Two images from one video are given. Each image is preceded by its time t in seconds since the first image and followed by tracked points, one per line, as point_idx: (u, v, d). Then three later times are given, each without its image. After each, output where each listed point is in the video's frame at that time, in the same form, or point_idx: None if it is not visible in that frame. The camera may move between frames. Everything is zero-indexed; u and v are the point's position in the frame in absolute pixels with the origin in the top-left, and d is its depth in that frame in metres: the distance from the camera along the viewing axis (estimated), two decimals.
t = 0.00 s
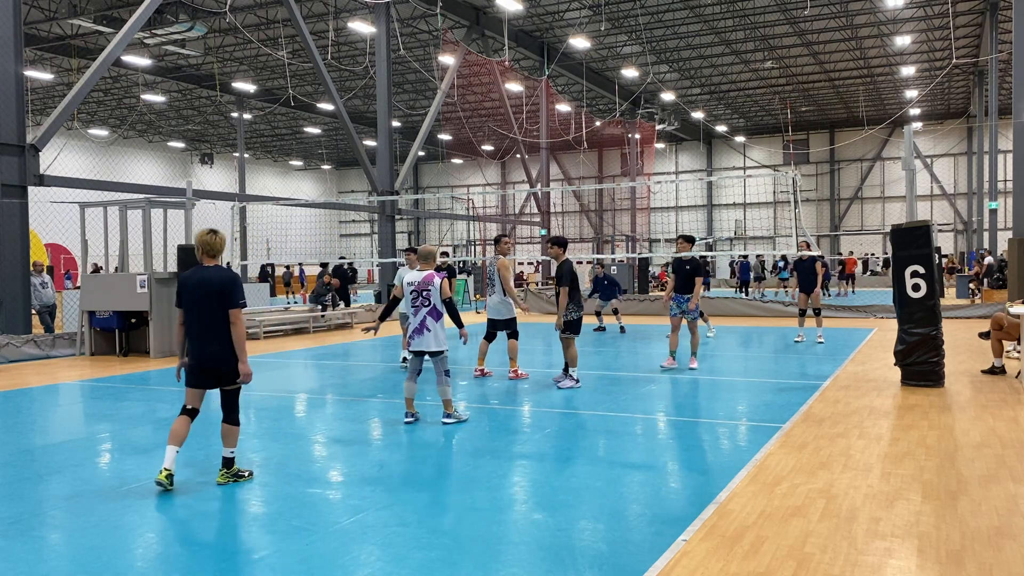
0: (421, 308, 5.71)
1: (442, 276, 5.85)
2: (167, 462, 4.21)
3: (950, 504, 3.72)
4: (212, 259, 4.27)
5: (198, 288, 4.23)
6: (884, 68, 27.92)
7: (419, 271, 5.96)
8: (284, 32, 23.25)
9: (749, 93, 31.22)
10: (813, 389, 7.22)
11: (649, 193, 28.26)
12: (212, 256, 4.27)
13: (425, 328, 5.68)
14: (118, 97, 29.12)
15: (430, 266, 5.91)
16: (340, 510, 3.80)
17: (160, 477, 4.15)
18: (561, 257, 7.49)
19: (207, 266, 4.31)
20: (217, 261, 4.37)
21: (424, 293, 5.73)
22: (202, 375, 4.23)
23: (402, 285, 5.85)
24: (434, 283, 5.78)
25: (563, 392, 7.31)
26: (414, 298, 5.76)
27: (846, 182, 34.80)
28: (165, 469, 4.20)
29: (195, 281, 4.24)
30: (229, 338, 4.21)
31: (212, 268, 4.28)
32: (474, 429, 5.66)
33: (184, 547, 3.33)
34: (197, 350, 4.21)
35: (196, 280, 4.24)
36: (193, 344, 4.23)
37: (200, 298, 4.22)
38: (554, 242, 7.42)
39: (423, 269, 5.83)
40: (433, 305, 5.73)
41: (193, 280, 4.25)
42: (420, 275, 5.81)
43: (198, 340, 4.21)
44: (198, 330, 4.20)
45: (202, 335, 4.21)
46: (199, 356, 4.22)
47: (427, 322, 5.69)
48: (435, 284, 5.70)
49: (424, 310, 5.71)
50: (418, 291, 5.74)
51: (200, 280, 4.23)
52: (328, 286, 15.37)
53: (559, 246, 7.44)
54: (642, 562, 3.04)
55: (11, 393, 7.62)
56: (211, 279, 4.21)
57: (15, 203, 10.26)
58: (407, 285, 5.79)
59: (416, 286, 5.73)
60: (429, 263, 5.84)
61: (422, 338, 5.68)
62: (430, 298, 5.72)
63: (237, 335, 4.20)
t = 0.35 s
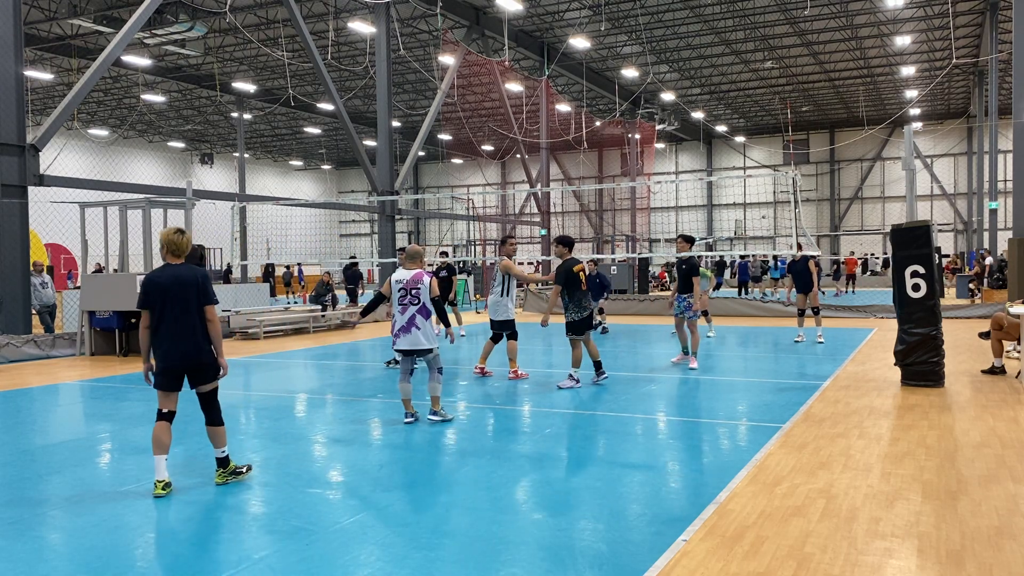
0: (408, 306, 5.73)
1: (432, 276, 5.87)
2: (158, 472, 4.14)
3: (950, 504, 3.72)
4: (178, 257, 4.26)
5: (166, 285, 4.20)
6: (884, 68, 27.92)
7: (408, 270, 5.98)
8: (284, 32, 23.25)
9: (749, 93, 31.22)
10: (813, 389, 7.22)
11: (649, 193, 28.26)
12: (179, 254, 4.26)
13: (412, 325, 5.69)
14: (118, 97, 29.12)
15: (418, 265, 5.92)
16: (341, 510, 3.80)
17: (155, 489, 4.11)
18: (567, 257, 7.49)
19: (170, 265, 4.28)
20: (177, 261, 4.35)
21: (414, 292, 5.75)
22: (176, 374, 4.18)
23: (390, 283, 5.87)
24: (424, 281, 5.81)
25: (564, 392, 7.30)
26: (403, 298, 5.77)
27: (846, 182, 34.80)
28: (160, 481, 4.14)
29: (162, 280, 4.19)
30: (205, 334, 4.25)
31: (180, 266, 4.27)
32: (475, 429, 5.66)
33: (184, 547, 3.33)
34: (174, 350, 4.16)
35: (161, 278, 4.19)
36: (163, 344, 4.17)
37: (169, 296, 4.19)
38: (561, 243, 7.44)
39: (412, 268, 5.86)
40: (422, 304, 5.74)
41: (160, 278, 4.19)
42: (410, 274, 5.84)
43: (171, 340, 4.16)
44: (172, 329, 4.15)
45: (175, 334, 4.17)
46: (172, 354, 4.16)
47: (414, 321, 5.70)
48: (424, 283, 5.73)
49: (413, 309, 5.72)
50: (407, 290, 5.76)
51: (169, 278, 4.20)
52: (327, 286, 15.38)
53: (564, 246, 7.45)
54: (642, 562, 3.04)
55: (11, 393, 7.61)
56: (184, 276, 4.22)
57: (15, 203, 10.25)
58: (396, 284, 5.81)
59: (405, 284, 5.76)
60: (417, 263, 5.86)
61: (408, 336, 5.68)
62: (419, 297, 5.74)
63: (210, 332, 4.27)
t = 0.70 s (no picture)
0: (405, 307, 5.73)
1: (428, 275, 5.87)
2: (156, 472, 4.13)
3: (950, 504, 3.72)
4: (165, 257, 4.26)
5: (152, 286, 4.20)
6: (884, 68, 27.93)
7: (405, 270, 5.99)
8: (284, 32, 23.26)
9: (749, 93, 31.23)
10: (813, 389, 7.22)
11: (649, 193, 28.26)
12: (166, 254, 4.28)
13: (410, 326, 5.68)
14: (118, 97, 29.13)
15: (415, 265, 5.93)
16: (341, 510, 3.80)
17: (155, 489, 4.11)
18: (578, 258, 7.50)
19: (157, 265, 4.29)
20: (165, 262, 4.37)
21: (409, 292, 5.75)
22: (167, 375, 4.18)
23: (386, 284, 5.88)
24: (419, 282, 5.81)
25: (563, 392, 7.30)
26: (399, 299, 5.78)
27: (846, 182, 34.81)
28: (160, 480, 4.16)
29: (148, 282, 4.19)
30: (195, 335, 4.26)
31: (167, 267, 4.27)
32: (476, 429, 5.66)
33: (183, 547, 3.32)
34: (165, 351, 4.16)
35: (147, 279, 4.19)
36: (152, 345, 4.16)
37: (156, 296, 4.18)
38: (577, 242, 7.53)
39: (408, 268, 5.86)
40: (418, 304, 5.74)
41: (146, 280, 4.19)
42: (405, 274, 5.84)
43: (160, 340, 4.15)
44: (160, 329, 4.15)
45: (163, 334, 4.16)
46: (161, 355, 4.16)
47: (412, 321, 5.69)
48: (420, 282, 5.74)
49: (409, 309, 5.71)
50: (403, 291, 5.77)
51: (156, 279, 4.20)
52: (328, 286, 15.39)
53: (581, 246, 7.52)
54: (642, 562, 3.04)
55: (11, 393, 7.61)
56: (171, 276, 4.21)
57: (15, 203, 10.25)
58: (392, 286, 5.83)
59: (402, 285, 5.77)
60: (413, 263, 5.87)
61: (406, 336, 5.67)
62: (416, 297, 5.74)
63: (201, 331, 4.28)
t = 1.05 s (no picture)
0: (403, 307, 5.73)
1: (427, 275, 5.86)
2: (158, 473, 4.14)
3: (951, 504, 3.72)
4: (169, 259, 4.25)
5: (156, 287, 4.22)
6: (884, 68, 27.93)
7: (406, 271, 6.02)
8: (284, 32, 23.25)
9: (749, 93, 31.22)
10: (813, 389, 7.22)
11: (649, 193, 28.27)
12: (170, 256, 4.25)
13: (410, 326, 5.68)
14: (118, 97, 29.13)
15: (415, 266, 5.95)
16: (341, 510, 3.80)
17: (155, 487, 4.10)
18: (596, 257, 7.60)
19: (164, 266, 4.29)
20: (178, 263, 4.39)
21: (409, 293, 5.75)
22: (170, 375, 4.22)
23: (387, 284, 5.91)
24: (418, 281, 5.80)
25: (562, 392, 7.30)
26: (399, 299, 5.78)
27: (846, 182, 34.80)
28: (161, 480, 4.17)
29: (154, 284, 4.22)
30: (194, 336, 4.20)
31: (171, 269, 4.25)
32: (476, 429, 5.66)
33: (183, 547, 3.32)
34: (165, 354, 4.18)
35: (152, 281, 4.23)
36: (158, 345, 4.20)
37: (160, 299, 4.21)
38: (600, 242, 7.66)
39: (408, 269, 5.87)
40: (418, 304, 5.73)
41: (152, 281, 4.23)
42: (405, 274, 5.85)
43: (161, 342, 4.18)
44: (160, 332, 4.17)
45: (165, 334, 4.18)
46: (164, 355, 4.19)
47: (412, 321, 5.68)
48: (419, 282, 5.73)
49: (409, 309, 5.71)
50: (402, 291, 5.77)
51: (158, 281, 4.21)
52: (328, 286, 15.39)
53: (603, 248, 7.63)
54: (642, 562, 3.04)
55: (11, 393, 7.61)
56: (171, 278, 4.19)
57: (16, 203, 10.24)
58: (393, 287, 5.83)
59: (401, 285, 5.78)
60: (414, 263, 5.86)
61: (406, 336, 5.68)
62: (417, 296, 5.74)
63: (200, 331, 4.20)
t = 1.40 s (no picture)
0: (404, 307, 5.73)
1: (430, 275, 5.85)
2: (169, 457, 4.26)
3: (950, 504, 3.72)
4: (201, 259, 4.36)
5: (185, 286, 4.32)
6: (884, 68, 27.93)
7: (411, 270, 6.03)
8: (284, 32, 23.25)
9: (749, 94, 31.22)
10: (813, 389, 7.22)
11: (649, 192, 28.29)
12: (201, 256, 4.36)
13: (410, 325, 5.68)
14: (118, 97, 29.12)
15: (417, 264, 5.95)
16: (341, 510, 3.80)
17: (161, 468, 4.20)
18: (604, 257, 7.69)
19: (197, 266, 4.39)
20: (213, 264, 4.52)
21: (411, 291, 5.74)
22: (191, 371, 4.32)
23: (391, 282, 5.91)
24: (422, 281, 5.78)
25: (562, 392, 7.30)
26: (401, 298, 5.78)
27: (846, 182, 34.80)
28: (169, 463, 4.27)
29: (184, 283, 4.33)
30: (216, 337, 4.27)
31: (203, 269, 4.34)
32: (476, 429, 5.66)
33: (184, 547, 3.32)
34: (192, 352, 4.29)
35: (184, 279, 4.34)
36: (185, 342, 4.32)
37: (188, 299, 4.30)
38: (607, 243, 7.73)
39: (411, 268, 5.87)
40: (419, 304, 5.72)
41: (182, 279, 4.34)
42: (409, 274, 5.85)
43: (188, 339, 4.29)
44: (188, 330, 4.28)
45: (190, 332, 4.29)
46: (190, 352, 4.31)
47: (412, 321, 5.68)
48: (421, 282, 5.71)
49: (410, 308, 5.71)
50: (405, 290, 5.76)
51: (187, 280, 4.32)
52: (328, 286, 15.38)
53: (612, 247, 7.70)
54: (641, 562, 3.04)
55: (11, 393, 7.61)
56: (201, 278, 4.28)
57: (15, 203, 10.24)
58: (396, 285, 5.82)
59: (403, 285, 5.77)
60: (418, 263, 5.86)
61: (405, 336, 5.68)
62: (419, 296, 5.73)
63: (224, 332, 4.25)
